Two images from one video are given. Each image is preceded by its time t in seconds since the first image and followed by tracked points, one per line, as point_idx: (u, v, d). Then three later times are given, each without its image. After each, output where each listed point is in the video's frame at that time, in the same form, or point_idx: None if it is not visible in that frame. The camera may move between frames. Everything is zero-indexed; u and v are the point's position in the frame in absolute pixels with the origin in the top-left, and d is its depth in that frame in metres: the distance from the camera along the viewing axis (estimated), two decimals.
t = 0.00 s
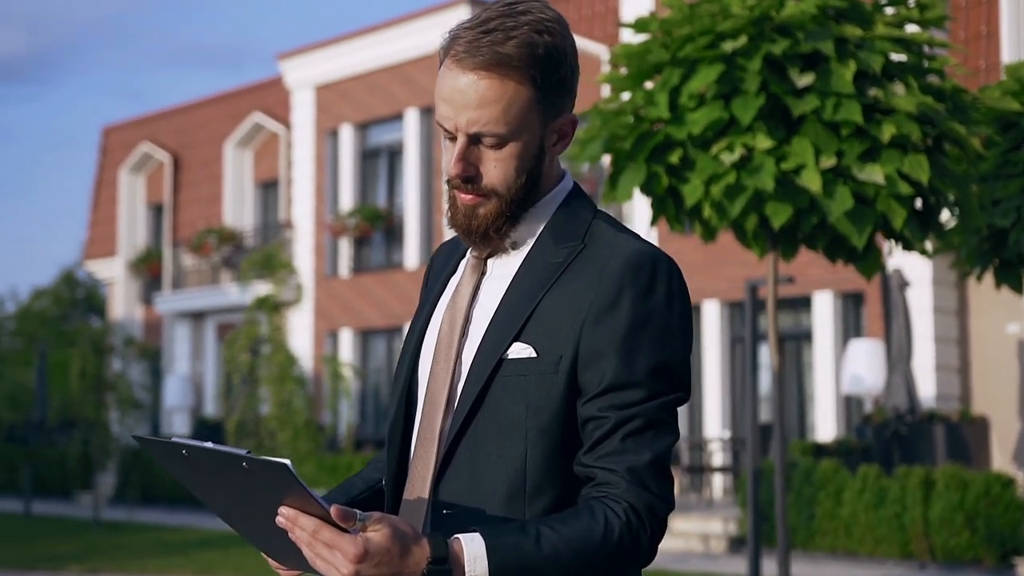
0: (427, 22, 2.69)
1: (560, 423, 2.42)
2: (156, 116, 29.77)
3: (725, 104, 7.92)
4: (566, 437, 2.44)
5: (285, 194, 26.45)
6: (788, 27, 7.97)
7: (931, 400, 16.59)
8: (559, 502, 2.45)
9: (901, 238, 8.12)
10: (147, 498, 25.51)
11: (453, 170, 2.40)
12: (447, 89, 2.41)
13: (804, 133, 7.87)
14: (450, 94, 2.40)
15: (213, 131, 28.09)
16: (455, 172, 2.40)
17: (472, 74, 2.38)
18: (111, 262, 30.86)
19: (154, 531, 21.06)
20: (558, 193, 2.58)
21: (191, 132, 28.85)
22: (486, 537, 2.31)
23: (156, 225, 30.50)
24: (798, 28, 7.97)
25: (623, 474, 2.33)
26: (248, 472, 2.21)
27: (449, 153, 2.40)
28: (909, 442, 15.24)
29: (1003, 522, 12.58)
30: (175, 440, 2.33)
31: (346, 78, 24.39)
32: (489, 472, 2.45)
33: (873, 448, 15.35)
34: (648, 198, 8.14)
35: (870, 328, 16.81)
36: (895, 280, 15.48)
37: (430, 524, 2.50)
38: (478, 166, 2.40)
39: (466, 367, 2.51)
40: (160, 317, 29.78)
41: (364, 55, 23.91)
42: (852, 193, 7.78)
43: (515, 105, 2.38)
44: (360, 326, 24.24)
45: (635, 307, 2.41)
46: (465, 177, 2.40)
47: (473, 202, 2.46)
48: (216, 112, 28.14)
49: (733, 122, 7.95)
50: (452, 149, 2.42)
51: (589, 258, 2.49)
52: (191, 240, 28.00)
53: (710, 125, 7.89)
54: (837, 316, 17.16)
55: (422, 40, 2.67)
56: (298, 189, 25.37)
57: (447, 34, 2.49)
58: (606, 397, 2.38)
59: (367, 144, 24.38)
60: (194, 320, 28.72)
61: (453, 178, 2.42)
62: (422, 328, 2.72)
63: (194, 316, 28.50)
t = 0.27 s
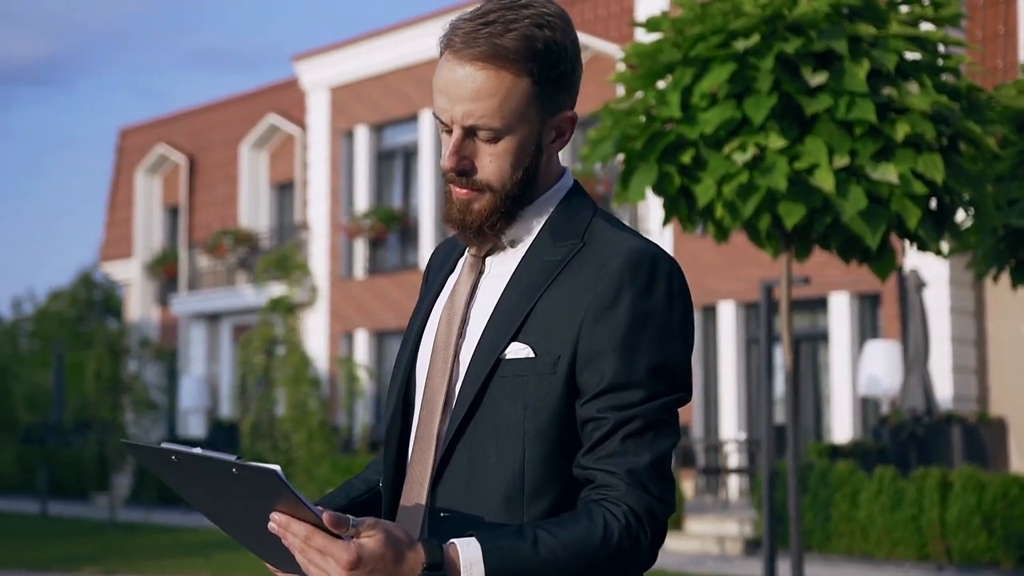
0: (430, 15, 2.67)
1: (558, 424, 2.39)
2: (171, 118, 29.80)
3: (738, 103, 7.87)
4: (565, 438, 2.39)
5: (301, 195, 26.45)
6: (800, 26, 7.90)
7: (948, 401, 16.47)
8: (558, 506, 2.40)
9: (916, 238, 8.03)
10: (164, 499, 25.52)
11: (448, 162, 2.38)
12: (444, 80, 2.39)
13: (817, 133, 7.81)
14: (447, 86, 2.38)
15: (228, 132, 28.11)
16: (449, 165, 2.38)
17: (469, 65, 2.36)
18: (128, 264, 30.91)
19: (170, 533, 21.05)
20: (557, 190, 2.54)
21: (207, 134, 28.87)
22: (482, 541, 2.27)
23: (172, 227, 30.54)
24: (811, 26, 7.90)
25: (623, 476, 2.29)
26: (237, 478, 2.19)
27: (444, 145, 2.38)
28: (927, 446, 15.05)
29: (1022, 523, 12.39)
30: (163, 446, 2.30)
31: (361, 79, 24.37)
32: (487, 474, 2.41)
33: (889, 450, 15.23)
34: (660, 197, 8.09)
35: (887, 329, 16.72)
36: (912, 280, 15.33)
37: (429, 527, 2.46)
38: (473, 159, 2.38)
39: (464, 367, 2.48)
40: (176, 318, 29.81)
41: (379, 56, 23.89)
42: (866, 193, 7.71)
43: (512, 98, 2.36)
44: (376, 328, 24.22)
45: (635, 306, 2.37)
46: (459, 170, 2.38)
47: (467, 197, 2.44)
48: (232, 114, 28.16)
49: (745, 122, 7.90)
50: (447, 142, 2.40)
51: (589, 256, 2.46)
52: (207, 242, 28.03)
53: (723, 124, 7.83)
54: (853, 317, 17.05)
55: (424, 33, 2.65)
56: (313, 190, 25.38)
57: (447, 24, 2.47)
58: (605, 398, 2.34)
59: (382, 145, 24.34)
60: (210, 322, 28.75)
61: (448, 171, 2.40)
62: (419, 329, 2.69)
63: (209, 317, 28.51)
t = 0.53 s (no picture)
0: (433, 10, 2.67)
1: (559, 424, 2.35)
2: (188, 119, 29.85)
3: (751, 101, 7.82)
4: (566, 439, 2.36)
5: (317, 196, 26.46)
6: (815, 23, 7.84)
7: (966, 402, 16.37)
8: (559, 508, 2.37)
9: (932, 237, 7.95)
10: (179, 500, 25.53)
11: (444, 158, 2.38)
12: (441, 76, 2.39)
13: (832, 131, 7.75)
14: (445, 80, 2.38)
15: (245, 133, 28.14)
16: (446, 161, 2.39)
17: (467, 59, 2.36)
18: (145, 265, 30.98)
19: (187, 533, 21.04)
20: (558, 188, 2.52)
21: (223, 134, 28.89)
22: (481, 545, 2.23)
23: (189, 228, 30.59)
24: (825, 24, 7.84)
25: (626, 478, 2.25)
26: (232, 481, 2.16)
27: (440, 140, 2.39)
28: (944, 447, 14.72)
29: None
30: (158, 449, 2.28)
31: (377, 80, 24.36)
32: (486, 476, 2.38)
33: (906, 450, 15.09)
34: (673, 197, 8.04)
35: (904, 329, 16.62)
36: (929, 280, 15.16)
37: (428, 531, 2.43)
38: (470, 155, 2.38)
39: (463, 367, 2.45)
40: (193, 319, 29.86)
41: (395, 57, 23.86)
42: (880, 191, 7.64)
43: (509, 93, 2.36)
44: (391, 328, 24.17)
45: (637, 304, 2.34)
46: (455, 165, 2.38)
47: (465, 193, 2.44)
48: (248, 115, 28.18)
49: (759, 120, 7.85)
50: (444, 136, 2.40)
51: (590, 254, 2.43)
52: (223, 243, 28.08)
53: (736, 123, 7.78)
54: (870, 318, 16.96)
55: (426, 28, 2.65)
56: (329, 191, 25.40)
57: (447, 17, 2.47)
58: (606, 398, 2.30)
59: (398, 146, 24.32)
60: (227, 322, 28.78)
61: (445, 167, 2.41)
62: (419, 329, 2.67)
63: (226, 318, 28.53)
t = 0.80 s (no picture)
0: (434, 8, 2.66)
1: (562, 424, 2.31)
2: (205, 119, 29.89)
3: (766, 99, 7.76)
4: (569, 440, 2.32)
5: (333, 196, 26.47)
6: (829, 20, 7.79)
7: (985, 401, 16.26)
8: (562, 510, 2.33)
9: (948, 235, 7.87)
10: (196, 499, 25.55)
11: (443, 154, 2.38)
12: (441, 70, 2.39)
13: (847, 129, 7.69)
14: (443, 75, 2.38)
15: (261, 133, 28.17)
16: (445, 157, 2.38)
17: (466, 53, 2.36)
18: (162, 264, 31.04)
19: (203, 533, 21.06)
20: (561, 185, 2.50)
21: (240, 134, 28.92)
22: (482, 549, 2.19)
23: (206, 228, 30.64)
24: (840, 21, 7.78)
25: (629, 479, 2.21)
26: (227, 484, 2.13)
27: (439, 136, 2.38)
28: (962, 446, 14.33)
29: None
30: (152, 450, 2.25)
31: (393, 79, 24.34)
32: (488, 476, 2.35)
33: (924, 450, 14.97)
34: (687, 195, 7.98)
35: (922, 328, 16.50)
36: (947, 279, 15.04)
37: (428, 534, 2.39)
38: (469, 150, 2.37)
39: (465, 365, 2.42)
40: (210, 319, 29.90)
41: (411, 56, 23.84)
42: (896, 189, 7.56)
43: (508, 88, 2.35)
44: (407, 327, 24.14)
45: (640, 301, 2.30)
46: (455, 162, 2.38)
47: (465, 190, 2.43)
48: (264, 115, 28.21)
49: (773, 118, 7.80)
50: (443, 132, 2.40)
51: (593, 251, 2.40)
52: (240, 243, 28.11)
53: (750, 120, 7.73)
54: (888, 317, 16.85)
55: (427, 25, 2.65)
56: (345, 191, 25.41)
57: (446, 13, 2.48)
58: (610, 397, 2.27)
59: (414, 145, 24.29)
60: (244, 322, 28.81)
61: (445, 163, 2.40)
62: (421, 330, 2.65)
63: (242, 318, 28.55)
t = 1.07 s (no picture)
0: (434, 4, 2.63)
1: (564, 425, 2.26)
2: (221, 119, 29.91)
3: (780, 96, 7.69)
4: (572, 441, 2.27)
5: (348, 196, 26.45)
6: (844, 16, 7.71)
7: (1002, 400, 16.15)
8: (566, 513, 2.27)
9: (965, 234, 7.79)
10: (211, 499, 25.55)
11: (442, 153, 2.35)
12: (438, 66, 2.36)
13: (862, 126, 7.61)
14: (441, 71, 2.35)
15: (276, 133, 28.17)
16: (444, 156, 2.35)
17: (463, 49, 2.33)
18: (178, 265, 31.09)
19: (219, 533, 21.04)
20: (564, 181, 2.46)
21: (256, 134, 28.93)
22: (481, 552, 2.15)
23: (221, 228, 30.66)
24: (855, 17, 7.71)
25: (633, 481, 2.16)
26: (220, 486, 2.10)
27: (438, 134, 2.35)
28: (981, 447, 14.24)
29: None
30: (144, 452, 2.22)
31: (407, 79, 24.30)
32: (490, 478, 2.30)
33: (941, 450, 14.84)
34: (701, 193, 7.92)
35: (939, 328, 16.38)
36: (964, 279, 14.91)
37: (429, 537, 2.35)
38: (468, 148, 2.34)
39: (466, 365, 2.38)
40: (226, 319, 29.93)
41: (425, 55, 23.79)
42: (912, 187, 7.49)
43: (506, 85, 2.32)
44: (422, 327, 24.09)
45: (644, 299, 2.26)
46: (453, 160, 2.35)
47: (465, 188, 2.40)
48: (280, 115, 28.21)
49: (787, 116, 7.73)
50: (442, 130, 2.37)
51: (596, 249, 2.35)
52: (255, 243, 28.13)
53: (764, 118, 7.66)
54: (905, 316, 16.72)
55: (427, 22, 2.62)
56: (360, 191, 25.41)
57: (443, 9, 2.44)
58: (613, 398, 2.22)
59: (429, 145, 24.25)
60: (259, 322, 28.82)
61: (443, 162, 2.37)
62: (423, 329, 2.61)
63: (258, 318, 28.55)
